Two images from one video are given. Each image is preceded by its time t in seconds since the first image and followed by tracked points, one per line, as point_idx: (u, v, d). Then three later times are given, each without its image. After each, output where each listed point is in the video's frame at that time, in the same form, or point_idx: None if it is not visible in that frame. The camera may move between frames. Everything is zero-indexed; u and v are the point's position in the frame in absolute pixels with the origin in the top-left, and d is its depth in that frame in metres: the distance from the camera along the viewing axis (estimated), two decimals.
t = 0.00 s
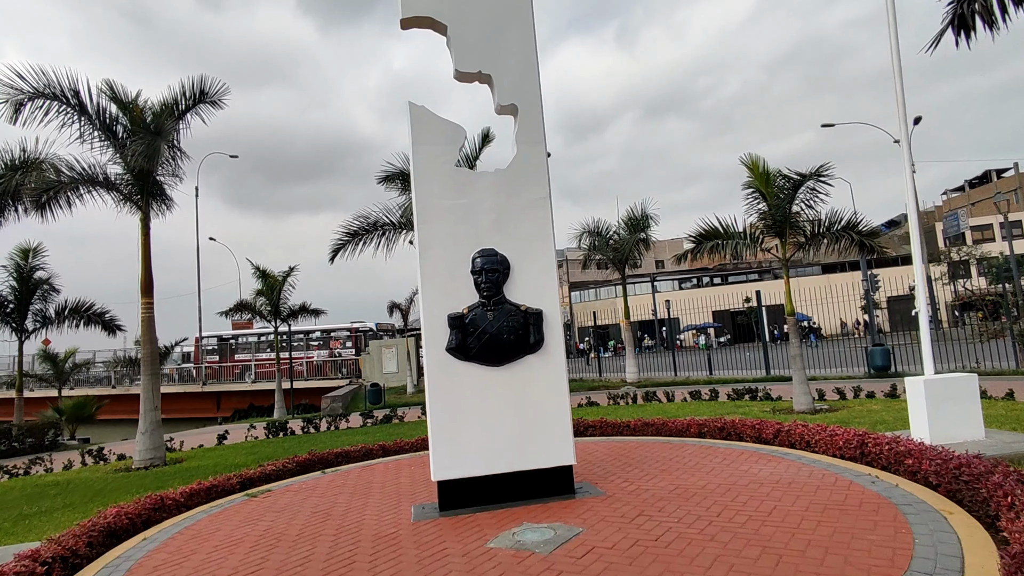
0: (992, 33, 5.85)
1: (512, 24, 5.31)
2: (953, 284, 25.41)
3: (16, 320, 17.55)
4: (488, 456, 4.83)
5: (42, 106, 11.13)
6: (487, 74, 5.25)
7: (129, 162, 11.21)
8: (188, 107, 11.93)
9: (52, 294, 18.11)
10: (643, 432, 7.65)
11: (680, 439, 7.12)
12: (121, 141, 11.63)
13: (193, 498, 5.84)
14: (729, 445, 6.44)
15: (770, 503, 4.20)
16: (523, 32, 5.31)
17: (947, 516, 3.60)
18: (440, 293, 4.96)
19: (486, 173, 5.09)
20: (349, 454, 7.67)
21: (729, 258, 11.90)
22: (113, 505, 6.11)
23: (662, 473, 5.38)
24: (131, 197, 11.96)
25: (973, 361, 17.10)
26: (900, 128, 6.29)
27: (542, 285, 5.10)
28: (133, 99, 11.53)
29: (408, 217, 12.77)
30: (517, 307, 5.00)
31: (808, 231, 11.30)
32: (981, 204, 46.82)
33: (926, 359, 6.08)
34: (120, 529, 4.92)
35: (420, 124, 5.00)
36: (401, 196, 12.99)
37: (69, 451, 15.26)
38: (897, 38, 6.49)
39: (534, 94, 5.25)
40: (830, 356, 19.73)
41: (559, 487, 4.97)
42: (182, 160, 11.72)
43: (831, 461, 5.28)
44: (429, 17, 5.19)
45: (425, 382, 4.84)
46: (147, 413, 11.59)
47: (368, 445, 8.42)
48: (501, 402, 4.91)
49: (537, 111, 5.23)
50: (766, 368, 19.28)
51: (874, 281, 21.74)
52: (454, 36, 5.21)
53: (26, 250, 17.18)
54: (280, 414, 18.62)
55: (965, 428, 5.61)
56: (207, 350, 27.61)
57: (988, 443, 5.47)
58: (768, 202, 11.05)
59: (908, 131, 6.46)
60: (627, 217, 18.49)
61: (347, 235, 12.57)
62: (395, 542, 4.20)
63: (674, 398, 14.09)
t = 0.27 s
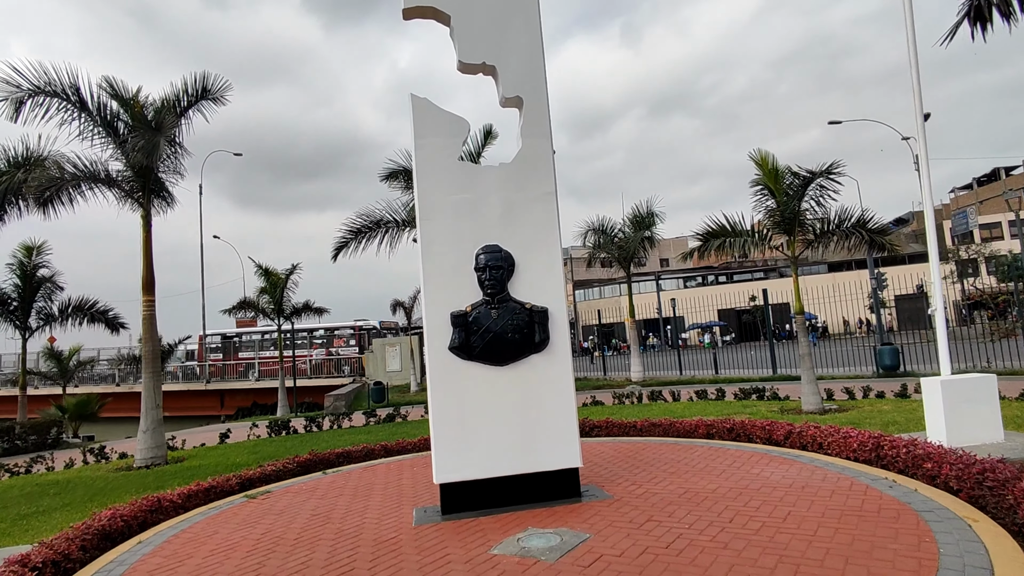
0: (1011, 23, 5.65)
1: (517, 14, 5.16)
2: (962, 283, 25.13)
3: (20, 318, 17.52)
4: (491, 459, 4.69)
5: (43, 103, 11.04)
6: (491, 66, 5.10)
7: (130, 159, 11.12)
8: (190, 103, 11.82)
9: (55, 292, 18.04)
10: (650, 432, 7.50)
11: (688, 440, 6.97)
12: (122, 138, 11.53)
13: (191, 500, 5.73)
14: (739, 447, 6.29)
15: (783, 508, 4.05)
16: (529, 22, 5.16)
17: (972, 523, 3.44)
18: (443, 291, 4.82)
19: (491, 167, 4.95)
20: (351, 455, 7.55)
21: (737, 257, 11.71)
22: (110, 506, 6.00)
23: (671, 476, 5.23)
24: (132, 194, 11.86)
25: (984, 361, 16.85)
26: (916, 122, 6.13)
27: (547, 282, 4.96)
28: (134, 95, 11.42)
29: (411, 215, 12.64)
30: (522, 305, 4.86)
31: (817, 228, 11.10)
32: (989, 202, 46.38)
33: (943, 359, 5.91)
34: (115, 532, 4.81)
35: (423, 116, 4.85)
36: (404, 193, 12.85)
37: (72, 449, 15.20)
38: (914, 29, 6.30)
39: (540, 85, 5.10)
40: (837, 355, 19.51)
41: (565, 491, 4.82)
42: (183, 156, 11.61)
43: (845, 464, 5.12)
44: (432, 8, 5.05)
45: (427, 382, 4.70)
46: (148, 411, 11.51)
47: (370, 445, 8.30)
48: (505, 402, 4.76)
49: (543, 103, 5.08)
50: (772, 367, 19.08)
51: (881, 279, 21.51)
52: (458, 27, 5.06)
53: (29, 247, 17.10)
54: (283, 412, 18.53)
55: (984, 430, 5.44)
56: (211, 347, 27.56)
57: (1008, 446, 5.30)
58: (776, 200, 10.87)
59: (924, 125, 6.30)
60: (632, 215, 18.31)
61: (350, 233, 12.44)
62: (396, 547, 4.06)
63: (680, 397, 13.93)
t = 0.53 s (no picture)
0: None
1: (522, 7, 5.02)
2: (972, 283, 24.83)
3: (24, 317, 17.49)
4: (496, 463, 4.56)
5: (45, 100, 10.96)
6: (496, 60, 4.97)
7: (131, 156, 11.03)
8: (192, 101, 11.72)
9: (60, 290, 17.99)
10: (657, 435, 7.36)
11: (696, 443, 6.83)
12: (124, 136, 11.44)
13: (189, 503, 5.62)
14: (749, 451, 6.14)
15: (799, 517, 3.90)
16: (534, 14, 5.02)
17: (999, 535, 3.28)
18: (446, 290, 4.69)
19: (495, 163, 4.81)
20: (353, 457, 7.44)
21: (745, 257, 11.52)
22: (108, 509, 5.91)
23: (681, 481, 5.08)
24: (135, 192, 11.78)
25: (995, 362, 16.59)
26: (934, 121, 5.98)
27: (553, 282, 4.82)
28: (136, 92, 11.34)
29: (415, 214, 12.52)
30: (527, 305, 4.73)
31: (827, 228, 10.90)
32: (999, 201, 45.91)
33: (960, 361, 5.74)
34: (111, 536, 4.71)
35: (425, 111, 4.73)
36: (408, 192, 12.73)
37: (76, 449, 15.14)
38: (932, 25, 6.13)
39: (546, 79, 4.96)
40: (845, 356, 19.29)
41: (572, 496, 4.68)
42: (184, 153, 11.53)
43: (860, 470, 4.96)
44: None
45: (430, 384, 4.58)
46: (151, 411, 11.43)
47: (373, 447, 8.18)
48: (510, 405, 4.63)
49: (549, 98, 4.95)
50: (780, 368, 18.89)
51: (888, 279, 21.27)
52: (461, 19, 4.93)
53: (34, 246, 17.05)
54: (287, 411, 18.44)
55: (1003, 435, 5.28)
56: (215, 347, 27.53)
57: None
58: (786, 199, 10.67)
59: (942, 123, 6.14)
60: (638, 214, 18.14)
61: (353, 232, 12.33)
62: (397, 555, 3.94)
63: (687, 399, 13.77)
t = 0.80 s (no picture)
0: None
1: None
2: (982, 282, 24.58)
3: (29, 316, 17.47)
4: (502, 466, 4.45)
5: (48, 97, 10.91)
6: (502, 54, 4.85)
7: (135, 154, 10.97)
8: (196, 100, 11.66)
9: (65, 290, 17.96)
10: (665, 437, 7.24)
11: (705, 445, 6.70)
12: (128, 134, 11.38)
13: (190, 505, 5.53)
14: (760, 453, 6.02)
15: (815, 523, 3.77)
16: (541, 7, 4.90)
17: None
18: (451, 288, 4.58)
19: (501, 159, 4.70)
20: (356, 458, 7.34)
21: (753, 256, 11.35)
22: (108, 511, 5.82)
23: (691, 485, 4.96)
24: (138, 191, 11.74)
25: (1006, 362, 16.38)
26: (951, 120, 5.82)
27: (560, 280, 4.71)
28: (139, 91, 11.29)
29: (419, 212, 12.42)
30: (534, 304, 4.62)
31: (837, 226, 10.73)
32: (1008, 201, 45.50)
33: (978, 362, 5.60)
34: (110, 539, 4.63)
35: (430, 105, 4.62)
36: (412, 191, 12.63)
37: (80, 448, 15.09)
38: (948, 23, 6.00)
39: (553, 73, 4.85)
40: (853, 356, 19.11)
41: (580, 500, 4.57)
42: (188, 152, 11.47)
43: (876, 474, 4.83)
44: None
45: (434, 384, 4.48)
46: (154, 411, 11.36)
47: (377, 448, 8.08)
48: (516, 406, 4.52)
49: (556, 92, 4.83)
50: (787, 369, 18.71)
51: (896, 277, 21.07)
52: (467, 12, 4.82)
53: (38, 245, 17.03)
54: (291, 411, 18.38)
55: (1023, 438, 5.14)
56: (220, 346, 27.51)
57: None
58: (795, 197, 10.51)
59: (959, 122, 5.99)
60: (644, 213, 18.00)
61: (357, 231, 12.24)
62: (400, 561, 3.83)
63: (694, 399, 13.63)
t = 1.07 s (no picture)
0: None
1: None
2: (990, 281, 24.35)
3: (33, 317, 17.44)
4: (508, 469, 4.34)
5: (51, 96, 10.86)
6: (507, 47, 4.74)
7: (137, 154, 10.90)
8: (199, 100, 11.60)
9: (69, 290, 17.93)
10: (673, 439, 7.13)
11: (714, 447, 6.59)
12: (130, 133, 11.31)
13: (191, 509, 5.44)
14: (771, 455, 5.90)
15: (833, 528, 3.65)
16: None
17: None
18: (456, 287, 4.47)
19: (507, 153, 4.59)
20: (360, 460, 7.23)
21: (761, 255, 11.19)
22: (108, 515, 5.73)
23: (703, 488, 4.85)
24: (140, 191, 11.67)
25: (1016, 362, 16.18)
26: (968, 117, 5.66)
27: (569, 280, 4.60)
28: (142, 90, 11.22)
29: (423, 212, 12.33)
30: (542, 304, 4.51)
31: (845, 225, 10.57)
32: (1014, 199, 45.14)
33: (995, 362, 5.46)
34: (108, 544, 4.53)
35: (434, 100, 4.51)
36: (416, 190, 12.53)
37: (84, 449, 15.02)
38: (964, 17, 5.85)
39: (560, 67, 4.74)
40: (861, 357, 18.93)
41: (589, 505, 4.45)
42: (191, 152, 11.39)
43: (893, 477, 4.70)
44: None
45: (439, 385, 4.37)
46: (157, 412, 11.28)
47: (381, 450, 7.98)
48: (523, 409, 4.41)
49: (563, 87, 4.72)
50: (794, 369, 18.54)
51: (902, 277, 20.88)
52: (472, 5, 4.71)
53: (42, 246, 16.99)
54: (295, 412, 18.30)
55: None
56: (224, 347, 27.47)
57: None
58: (803, 195, 10.36)
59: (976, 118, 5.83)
60: (648, 212, 17.86)
61: (361, 230, 12.15)
62: (405, 567, 3.72)
63: (700, 400, 13.51)
